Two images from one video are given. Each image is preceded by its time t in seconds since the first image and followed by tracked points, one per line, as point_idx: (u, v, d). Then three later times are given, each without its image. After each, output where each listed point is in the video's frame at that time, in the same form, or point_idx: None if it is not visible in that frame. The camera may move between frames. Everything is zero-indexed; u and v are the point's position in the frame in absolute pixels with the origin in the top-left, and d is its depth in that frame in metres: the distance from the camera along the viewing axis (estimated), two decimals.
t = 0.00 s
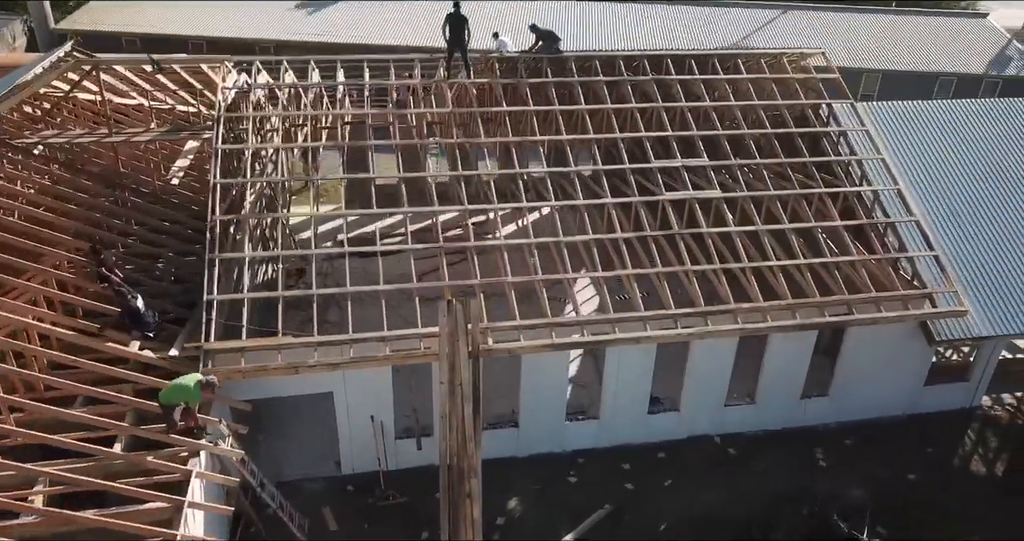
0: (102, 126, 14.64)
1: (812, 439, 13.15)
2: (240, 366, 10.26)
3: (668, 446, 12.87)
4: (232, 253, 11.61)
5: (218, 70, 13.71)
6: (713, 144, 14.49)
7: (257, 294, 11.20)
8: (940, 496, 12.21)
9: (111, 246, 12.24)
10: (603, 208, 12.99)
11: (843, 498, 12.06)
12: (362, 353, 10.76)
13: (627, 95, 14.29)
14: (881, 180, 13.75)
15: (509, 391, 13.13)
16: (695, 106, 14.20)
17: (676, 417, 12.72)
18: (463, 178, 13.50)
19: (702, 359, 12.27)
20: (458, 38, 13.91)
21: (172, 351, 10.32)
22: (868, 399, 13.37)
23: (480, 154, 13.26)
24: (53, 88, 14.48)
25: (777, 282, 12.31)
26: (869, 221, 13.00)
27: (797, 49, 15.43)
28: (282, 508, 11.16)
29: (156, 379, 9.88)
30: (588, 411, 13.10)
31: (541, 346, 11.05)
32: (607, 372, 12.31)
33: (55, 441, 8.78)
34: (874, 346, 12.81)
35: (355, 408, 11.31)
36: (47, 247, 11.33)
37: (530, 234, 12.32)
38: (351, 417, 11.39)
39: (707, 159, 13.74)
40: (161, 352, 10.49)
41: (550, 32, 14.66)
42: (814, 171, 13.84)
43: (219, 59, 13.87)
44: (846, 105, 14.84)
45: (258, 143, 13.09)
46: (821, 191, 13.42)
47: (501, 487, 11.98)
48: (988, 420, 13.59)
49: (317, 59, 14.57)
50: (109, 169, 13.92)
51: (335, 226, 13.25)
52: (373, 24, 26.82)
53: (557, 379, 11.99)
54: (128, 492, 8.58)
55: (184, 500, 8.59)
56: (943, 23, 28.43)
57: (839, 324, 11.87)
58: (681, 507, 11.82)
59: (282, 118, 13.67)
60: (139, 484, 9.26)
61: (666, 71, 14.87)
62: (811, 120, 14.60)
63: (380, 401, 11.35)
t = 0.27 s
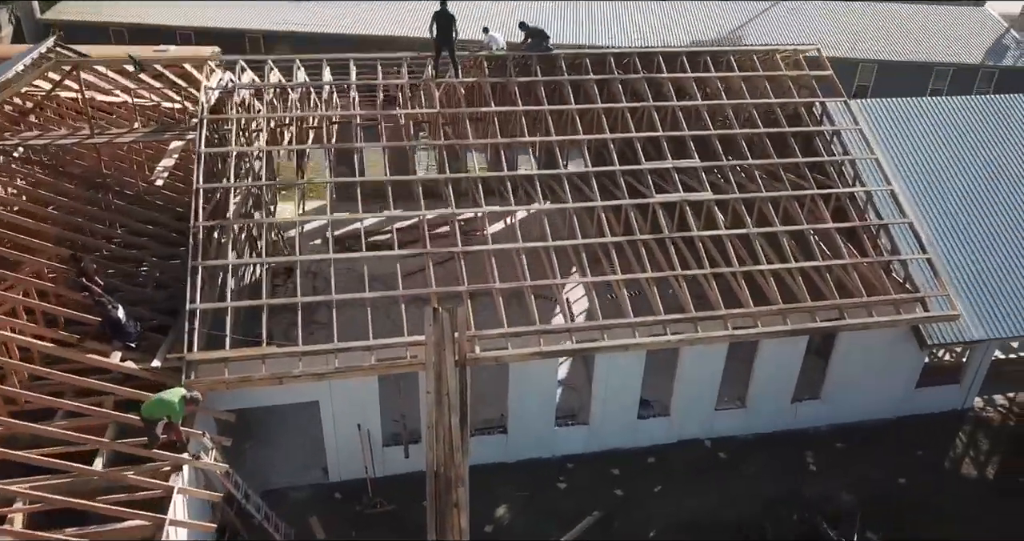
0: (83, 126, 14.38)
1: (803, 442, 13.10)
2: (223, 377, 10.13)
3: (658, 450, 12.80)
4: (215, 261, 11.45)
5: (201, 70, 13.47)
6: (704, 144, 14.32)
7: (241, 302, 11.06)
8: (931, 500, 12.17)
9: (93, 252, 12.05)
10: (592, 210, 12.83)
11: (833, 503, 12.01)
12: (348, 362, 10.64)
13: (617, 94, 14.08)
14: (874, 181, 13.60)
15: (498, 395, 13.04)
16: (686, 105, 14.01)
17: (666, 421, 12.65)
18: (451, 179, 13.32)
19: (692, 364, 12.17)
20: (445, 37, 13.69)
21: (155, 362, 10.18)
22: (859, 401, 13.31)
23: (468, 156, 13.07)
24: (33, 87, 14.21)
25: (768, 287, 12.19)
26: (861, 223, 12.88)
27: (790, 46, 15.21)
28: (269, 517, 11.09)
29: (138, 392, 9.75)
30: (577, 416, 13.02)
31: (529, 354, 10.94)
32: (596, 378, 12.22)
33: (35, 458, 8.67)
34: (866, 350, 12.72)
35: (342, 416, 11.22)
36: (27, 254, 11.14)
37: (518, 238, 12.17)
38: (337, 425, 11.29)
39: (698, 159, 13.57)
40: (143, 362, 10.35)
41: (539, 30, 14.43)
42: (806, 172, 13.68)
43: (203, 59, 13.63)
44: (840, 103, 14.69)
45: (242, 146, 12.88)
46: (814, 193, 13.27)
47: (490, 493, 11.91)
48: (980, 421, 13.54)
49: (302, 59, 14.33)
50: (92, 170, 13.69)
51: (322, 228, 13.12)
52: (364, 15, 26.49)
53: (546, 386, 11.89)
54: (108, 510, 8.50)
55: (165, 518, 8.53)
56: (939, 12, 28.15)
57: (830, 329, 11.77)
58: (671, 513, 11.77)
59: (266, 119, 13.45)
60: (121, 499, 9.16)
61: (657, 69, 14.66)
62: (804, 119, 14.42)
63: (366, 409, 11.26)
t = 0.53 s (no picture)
0: (62, 126, 14.10)
1: (792, 446, 13.03)
2: (202, 391, 9.98)
3: (645, 456, 12.73)
4: (195, 270, 11.25)
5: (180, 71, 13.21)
6: (694, 144, 14.13)
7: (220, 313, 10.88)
8: (918, 505, 12.13)
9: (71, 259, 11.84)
10: (580, 214, 12.66)
11: (821, 510, 11.96)
12: (329, 374, 10.49)
13: (606, 94, 13.87)
14: (866, 183, 13.43)
15: (485, 401, 12.92)
16: (675, 105, 13.79)
17: (653, 427, 12.56)
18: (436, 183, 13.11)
19: (681, 371, 12.05)
20: (429, 36, 13.45)
21: (133, 376, 10.01)
22: (848, 405, 13.23)
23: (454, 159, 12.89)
24: (10, 87, 13.90)
25: (758, 292, 12.04)
26: (852, 226, 12.72)
27: (782, 42, 14.95)
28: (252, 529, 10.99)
29: (116, 407, 9.61)
30: (564, 421, 12.92)
31: (513, 365, 10.80)
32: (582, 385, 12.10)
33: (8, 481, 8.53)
34: (855, 355, 12.61)
35: (325, 426, 11.10)
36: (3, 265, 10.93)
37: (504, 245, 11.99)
38: (321, 436, 11.18)
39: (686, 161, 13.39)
40: (120, 377, 10.18)
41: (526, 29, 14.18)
42: (797, 172, 13.50)
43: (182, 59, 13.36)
44: (832, 102, 14.49)
45: (224, 151, 12.65)
46: (804, 195, 13.09)
47: (475, 502, 11.84)
48: (969, 424, 13.48)
49: (284, 58, 14.07)
50: (70, 172, 13.44)
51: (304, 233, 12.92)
52: (352, 4, 26.09)
53: (532, 395, 11.75)
54: (83, 534, 8.39)
55: None
56: None
57: (818, 336, 11.65)
58: (657, 521, 11.71)
59: (248, 122, 13.20)
60: (98, 520, 9.04)
61: (647, 67, 14.43)
62: (795, 118, 14.21)
63: (349, 419, 11.13)
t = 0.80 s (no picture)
0: (43, 128, 13.89)
1: (782, 451, 12.97)
2: (184, 405, 9.85)
3: (634, 462, 12.67)
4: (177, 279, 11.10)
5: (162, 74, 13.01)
6: (684, 144, 13.98)
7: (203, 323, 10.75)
8: (908, 511, 12.08)
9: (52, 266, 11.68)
10: (568, 219, 12.51)
11: (810, 517, 11.92)
12: (314, 386, 10.37)
13: (596, 95, 13.68)
14: (858, 185, 13.28)
15: (474, 408, 12.83)
16: (666, 106, 13.61)
17: (643, 433, 12.48)
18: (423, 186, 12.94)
19: (671, 378, 11.96)
20: (416, 37, 13.26)
21: (114, 389, 9.89)
22: (839, 410, 13.16)
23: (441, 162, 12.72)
24: None
25: (748, 298, 11.93)
26: (843, 229, 12.60)
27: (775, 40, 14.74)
28: None
29: (96, 422, 9.49)
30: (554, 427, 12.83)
31: (500, 375, 10.69)
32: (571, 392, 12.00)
33: None
34: (846, 360, 12.52)
35: (311, 437, 10.99)
36: None
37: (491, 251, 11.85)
38: (307, 446, 11.08)
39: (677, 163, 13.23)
40: (101, 389, 10.06)
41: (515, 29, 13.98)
42: (788, 174, 13.35)
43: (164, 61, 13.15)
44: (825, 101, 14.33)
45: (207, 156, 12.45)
46: (796, 198, 12.94)
47: (463, 510, 11.78)
48: (960, 427, 13.43)
49: (269, 58, 13.86)
50: (52, 176, 13.24)
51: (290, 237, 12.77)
52: None
53: (520, 403, 11.65)
54: None
55: None
56: None
57: (809, 343, 11.55)
58: (646, 529, 11.66)
59: (231, 124, 12.99)
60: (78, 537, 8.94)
61: (638, 67, 14.24)
62: (788, 118, 14.03)
63: (335, 430, 11.03)
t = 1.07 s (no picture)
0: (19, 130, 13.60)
1: (770, 456, 12.91)
2: (163, 421, 9.71)
3: (622, 468, 12.60)
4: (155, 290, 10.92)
5: (138, 75, 12.72)
6: (673, 144, 13.77)
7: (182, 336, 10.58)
8: (896, 517, 12.04)
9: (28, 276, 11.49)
10: (555, 224, 12.33)
11: (798, 524, 11.89)
12: (296, 400, 10.23)
13: (583, 95, 13.44)
14: (849, 188, 13.10)
15: (460, 414, 12.72)
16: (655, 106, 13.38)
17: (630, 440, 12.39)
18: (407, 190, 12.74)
19: (658, 386, 11.85)
20: (399, 36, 12.97)
21: (91, 406, 9.74)
22: (828, 414, 13.08)
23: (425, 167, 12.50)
24: None
25: (736, 305, 11.79)
26: (834, 234, 12.44)
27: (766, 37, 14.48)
28: None
29: (72, 440, 9.34)
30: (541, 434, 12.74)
31: (485, 387, 10.56)
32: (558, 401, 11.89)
33: None
34: (835, 366, 12.41)
35: (294, 449, 10.88)
36: None
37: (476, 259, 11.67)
38: (290, 458, 10.96)
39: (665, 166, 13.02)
40: (79, 405, 9.91)
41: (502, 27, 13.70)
42: (779, 177, 13.16)
43: (141, 62, 12.85)
44: (817, 99, 14.15)
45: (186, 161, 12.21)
46: (786, 201, 12.77)
47: (449, 520, 11.71)
48: (949, 430, 13.38)
49: (249, 58, 13.58)
50: (29, 180, 12.99)
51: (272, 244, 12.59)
52: None
53: (506, 413, 11.53)
54: None
55: None
56: None
57: (797, 351, 11.44)
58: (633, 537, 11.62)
59: (211, 128, 12.73)
60: None
61: (626, 65, 13.98)
62: (779, 118, 13.81)
63: (319, 441, 10.91)
